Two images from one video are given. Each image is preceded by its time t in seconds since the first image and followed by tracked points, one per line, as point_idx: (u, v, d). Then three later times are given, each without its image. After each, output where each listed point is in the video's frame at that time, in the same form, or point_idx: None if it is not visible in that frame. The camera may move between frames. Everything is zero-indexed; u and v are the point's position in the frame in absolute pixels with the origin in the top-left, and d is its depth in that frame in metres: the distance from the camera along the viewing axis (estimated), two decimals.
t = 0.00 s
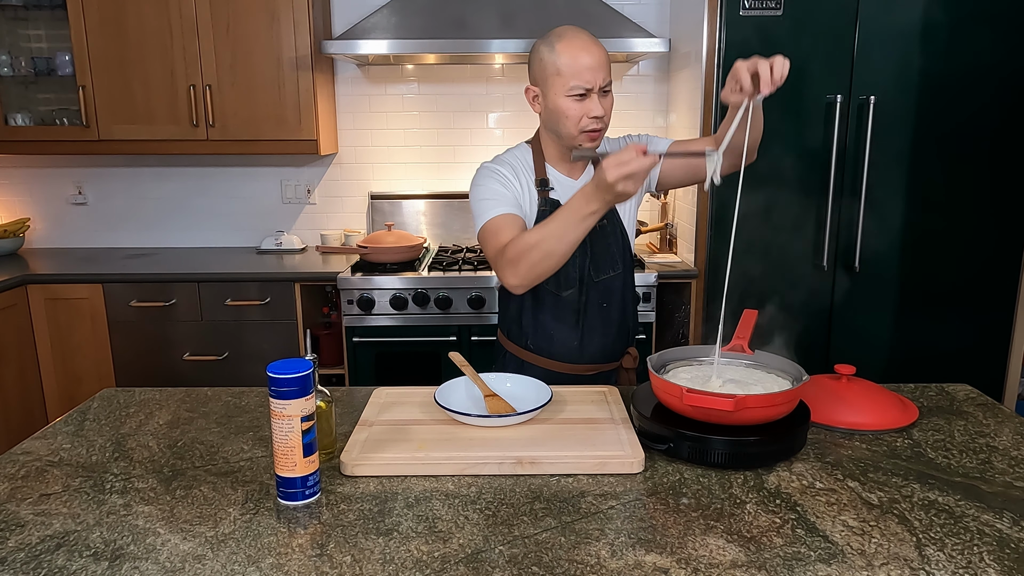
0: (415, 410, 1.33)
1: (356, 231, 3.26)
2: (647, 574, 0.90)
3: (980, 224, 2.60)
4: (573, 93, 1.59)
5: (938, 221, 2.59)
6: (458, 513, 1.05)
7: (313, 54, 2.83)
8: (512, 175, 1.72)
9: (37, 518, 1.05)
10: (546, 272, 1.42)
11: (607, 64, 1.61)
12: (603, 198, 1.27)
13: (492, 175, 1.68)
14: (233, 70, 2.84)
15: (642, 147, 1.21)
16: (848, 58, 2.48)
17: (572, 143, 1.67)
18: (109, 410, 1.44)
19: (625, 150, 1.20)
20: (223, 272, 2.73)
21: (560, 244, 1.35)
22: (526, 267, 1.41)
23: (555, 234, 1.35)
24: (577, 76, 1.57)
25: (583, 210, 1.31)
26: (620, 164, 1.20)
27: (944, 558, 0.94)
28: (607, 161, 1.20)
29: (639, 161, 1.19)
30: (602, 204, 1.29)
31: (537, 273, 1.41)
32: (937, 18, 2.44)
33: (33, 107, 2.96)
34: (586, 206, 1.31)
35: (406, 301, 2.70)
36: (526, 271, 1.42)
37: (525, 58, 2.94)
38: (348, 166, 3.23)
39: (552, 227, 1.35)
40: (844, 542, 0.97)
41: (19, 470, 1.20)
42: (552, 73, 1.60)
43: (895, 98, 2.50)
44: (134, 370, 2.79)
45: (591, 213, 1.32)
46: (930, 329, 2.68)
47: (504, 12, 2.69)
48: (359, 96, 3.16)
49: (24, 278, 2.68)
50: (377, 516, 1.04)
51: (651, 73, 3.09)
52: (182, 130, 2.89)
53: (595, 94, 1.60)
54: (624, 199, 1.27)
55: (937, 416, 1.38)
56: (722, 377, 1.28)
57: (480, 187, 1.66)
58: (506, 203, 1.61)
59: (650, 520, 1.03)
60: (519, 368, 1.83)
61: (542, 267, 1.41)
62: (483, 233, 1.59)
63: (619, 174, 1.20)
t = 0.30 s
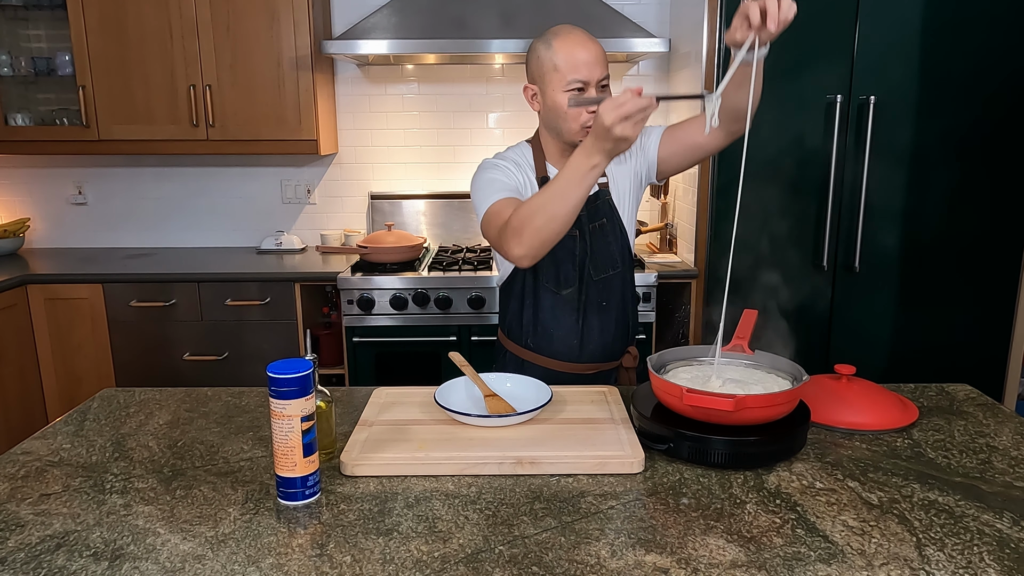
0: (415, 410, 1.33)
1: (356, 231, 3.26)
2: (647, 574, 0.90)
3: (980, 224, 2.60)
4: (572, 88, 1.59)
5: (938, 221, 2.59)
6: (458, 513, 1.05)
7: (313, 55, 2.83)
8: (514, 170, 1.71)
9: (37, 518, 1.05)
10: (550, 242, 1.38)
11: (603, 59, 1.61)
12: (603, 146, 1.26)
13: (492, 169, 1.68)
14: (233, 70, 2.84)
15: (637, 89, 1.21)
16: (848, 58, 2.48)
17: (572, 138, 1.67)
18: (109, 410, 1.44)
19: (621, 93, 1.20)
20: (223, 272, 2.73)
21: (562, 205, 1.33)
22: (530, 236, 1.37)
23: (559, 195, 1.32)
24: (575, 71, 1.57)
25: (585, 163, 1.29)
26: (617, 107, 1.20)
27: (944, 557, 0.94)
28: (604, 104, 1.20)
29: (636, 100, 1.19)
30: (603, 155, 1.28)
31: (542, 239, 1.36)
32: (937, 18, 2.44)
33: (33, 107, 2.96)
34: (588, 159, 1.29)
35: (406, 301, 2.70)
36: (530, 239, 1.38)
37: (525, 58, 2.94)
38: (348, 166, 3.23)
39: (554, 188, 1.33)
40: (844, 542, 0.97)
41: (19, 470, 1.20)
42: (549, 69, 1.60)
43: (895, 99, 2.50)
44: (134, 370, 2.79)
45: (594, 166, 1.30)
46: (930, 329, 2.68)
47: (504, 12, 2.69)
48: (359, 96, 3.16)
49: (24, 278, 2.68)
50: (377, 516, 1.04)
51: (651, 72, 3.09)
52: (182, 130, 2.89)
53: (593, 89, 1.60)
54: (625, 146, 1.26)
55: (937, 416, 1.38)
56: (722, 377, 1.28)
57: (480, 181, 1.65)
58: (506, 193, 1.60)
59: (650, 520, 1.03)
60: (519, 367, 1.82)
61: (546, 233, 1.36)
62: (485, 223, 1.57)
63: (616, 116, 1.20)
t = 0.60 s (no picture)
0: (416, 410, 1.33)
1: (356, 231, 3.26)
2: (647, 574, 0.90)
3: (980, 224, 2.59)
4: (570, 85, 1.59)
5: (938, 221, 2.59)
6: (458, 513, 1.05)
7: (313, 55, 2.84)
8: (517, 164, 1.71)
9: (37, 518, 1.05)
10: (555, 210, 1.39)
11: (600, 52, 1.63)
12: (608, 104, 1.29)
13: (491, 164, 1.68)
14: (233, 70, 2.84)
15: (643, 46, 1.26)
16: (848, 59, 2.48)
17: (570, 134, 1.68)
18: (109, 410, 1.44)
19: (626, 48, 1.25)
20: (223, 272, 2.73)
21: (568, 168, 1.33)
22: (536, 203, 1.37)
23: (565, 157, 1.33)
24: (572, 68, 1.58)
25: (592, 123, 1.31)
26: (621, 60, 1.24)
27: (943, 557, 0.94)
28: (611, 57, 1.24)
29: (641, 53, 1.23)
30: (609, 114, 1.30)
31: (547, 204, 1.36)
32: (937, 19, 2.44)
33: (33, 107, 2.96)
34: (594, 120, 1.31)
35: (406, 301, 2.70)
36: (536, 208, 1.37)
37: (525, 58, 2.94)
38: (348, 166, 3.23)
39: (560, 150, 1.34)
40: (844, 542, 0.97)
41: (19, 470, 1.20)
42: (547, 67, 1.59)
43: (895, 99, 2.50)
44: (134, 371, 2.80)
45: (600, 127, 1.32)
46: (931, 329, 2.68)
47: (504, 12, 2.69)
48: (359, 97, 3.16)
49: (24, 278, 2.68)
50: (377, 516, 1.04)
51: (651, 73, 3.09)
52: (182, 131, 2.89)
53: (590, 85, 1.61)
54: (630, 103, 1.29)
55: (937, 416, 1.38)
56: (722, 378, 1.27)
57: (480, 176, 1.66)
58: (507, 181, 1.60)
59: (650, 520, 1.03)
60: (519, 366, 1.83)
61: (552, 199, 1.36)
62: (489, 211, 1.56)
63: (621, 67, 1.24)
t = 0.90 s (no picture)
0: (416, 410, 1.33)
1: (356, 232, 3.26)
2: (647, 574, 0.90)
3: (981, 223, 2.59)
4: (568, 85, 1.59)
5: (938, 221, 2.59)
6: (458, 513, 1.05)
7: (313, 55, 2.83)
8: (516, 166, 1.71)
9: (37, 518, 1.05)
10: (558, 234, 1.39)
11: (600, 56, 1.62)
12: (624, 150, 1.24)
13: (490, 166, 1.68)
14: (233, 70, 2.84)
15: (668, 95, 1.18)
16: (848, 59, 2.48)
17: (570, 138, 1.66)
18: (109, 410, 1.44)
19: (649, 96, 1.17)
20: (224, 272, 2.73)
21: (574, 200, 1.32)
22: (538, 226, 1.37)
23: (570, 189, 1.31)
24: (570, 68, 1.58)
25: (601, 163, 1.28)
26: (645, 112, 1.16)
27: (943, 557, 0.94)
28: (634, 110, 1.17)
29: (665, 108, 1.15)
30: (622, 158, 1.26)
31: (548, 231, 1.37)
32: (938, 19, 2.44)
33: (33, 107, 2.96)
34: (604, 160, 1.27)
35: (406, 301, 2.70)
36: (537, 230, 1.38)
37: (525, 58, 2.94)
38: (348, 166, 3.23)
39: (567, 181, 1.31)
40: (844, 542, 0.97)
41: (19, 470, 1.20)
42: (545, 67, 1.61)
43: (895, 98, 2.50)
44: (134, 371, 2.80)
45: (609, 168, 1.28)
46: (930, 329, 2.68)
47: (504, 12, 2.69)
48: (359, 97, 3.16)
49: (24, 278, 2.68)
50: (377, 516, 1.04)
51: (651, 73, 3.09)
52: (182, 131, 2.89)
53: (589, 86, 1.61)
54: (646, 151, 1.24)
55: (937, 416, 1.38)
56: (721, 378, 1.28)
57: (480, 178, 1.65)
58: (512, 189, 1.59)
59: (650, 520, 1.03)
60: (518, 365, 1.83)
61: (554, 225, 1.36)
62: (489, 216, 1.56)
63: (643, 123, 1.17)
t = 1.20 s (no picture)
0: (416, 410, 1.33)
1: (356, 231, 3.26)
2: (647, 574, 0.90)
3: (980, 222, 2.59)
4: (575, 84, 1.59)
5: (938, 220, 2.59)
6: (458, 513, 1.05)
7: (313, 55, 2.83)
8: (522, 165, 1.71)
9: (37, 518, 1.05)
10: (571, 239, 1.40)
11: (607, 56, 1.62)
12: (641, 163, 1.26)
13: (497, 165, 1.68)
14: (233, 71, 2.84)
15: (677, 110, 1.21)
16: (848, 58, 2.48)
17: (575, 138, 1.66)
18: (109, 410, 1.44)
19: (661, 112, 1.21)
20: (224, 272, 2.74)
21: (588, 210, 1.34)
22: (551, 233, 1.38)
23: (586, 200, 1.33)
24: (578, 67, 1.58)
25: (616, 174, 1.29)
26: (656, 127, 1.20)
27: (944, 557, 0.94)
28: (645, 125, 1.20)
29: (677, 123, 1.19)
30: (637, 168, 1.28)
31: (564, 239, 1.38)
32: (938, 19, 2.44)
33: (33, 107, 2.96)
34: (620, 171, 1.29)
35: (406, 301, 2.70)
36: (551, 236, 1.39)
37: (525, 58, 2.94)
38: (348, 166, 3.23)
39: (581, 191, 1.33)
40: (844, 542, 0.97)
41: (19, 470, 1.20)
42: (552, 66, 1.61)
43: (895, 98, 2.50)
44: (134, 371, 2.80)
45: (625, 179, 1.30)
46: (930, 329, 2.68)
47: (504, 12, 2.69)
48: (359, 96, 3.16)
49: (24, 278, 2.68)
50: (377, 516, 1.04)
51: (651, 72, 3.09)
52: (182, 131, 2.89)
53: (596, 85, 1.60)
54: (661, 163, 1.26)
55: (937, 416, 1.38)
56: (722, 377, 1.28)
57: (486, 177, 1.65)
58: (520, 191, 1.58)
59: (650, 520, 1.03)
60: (518, 365, 1.83)
61: (571, 233, 1.38)
62: (497, 218, 1.56)
63: (655, 138, 1.20)
